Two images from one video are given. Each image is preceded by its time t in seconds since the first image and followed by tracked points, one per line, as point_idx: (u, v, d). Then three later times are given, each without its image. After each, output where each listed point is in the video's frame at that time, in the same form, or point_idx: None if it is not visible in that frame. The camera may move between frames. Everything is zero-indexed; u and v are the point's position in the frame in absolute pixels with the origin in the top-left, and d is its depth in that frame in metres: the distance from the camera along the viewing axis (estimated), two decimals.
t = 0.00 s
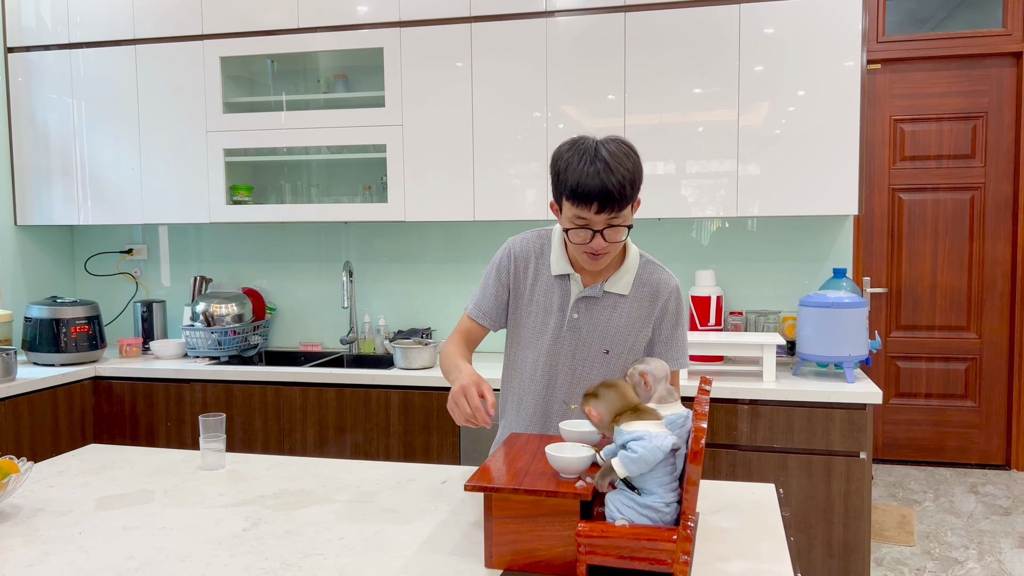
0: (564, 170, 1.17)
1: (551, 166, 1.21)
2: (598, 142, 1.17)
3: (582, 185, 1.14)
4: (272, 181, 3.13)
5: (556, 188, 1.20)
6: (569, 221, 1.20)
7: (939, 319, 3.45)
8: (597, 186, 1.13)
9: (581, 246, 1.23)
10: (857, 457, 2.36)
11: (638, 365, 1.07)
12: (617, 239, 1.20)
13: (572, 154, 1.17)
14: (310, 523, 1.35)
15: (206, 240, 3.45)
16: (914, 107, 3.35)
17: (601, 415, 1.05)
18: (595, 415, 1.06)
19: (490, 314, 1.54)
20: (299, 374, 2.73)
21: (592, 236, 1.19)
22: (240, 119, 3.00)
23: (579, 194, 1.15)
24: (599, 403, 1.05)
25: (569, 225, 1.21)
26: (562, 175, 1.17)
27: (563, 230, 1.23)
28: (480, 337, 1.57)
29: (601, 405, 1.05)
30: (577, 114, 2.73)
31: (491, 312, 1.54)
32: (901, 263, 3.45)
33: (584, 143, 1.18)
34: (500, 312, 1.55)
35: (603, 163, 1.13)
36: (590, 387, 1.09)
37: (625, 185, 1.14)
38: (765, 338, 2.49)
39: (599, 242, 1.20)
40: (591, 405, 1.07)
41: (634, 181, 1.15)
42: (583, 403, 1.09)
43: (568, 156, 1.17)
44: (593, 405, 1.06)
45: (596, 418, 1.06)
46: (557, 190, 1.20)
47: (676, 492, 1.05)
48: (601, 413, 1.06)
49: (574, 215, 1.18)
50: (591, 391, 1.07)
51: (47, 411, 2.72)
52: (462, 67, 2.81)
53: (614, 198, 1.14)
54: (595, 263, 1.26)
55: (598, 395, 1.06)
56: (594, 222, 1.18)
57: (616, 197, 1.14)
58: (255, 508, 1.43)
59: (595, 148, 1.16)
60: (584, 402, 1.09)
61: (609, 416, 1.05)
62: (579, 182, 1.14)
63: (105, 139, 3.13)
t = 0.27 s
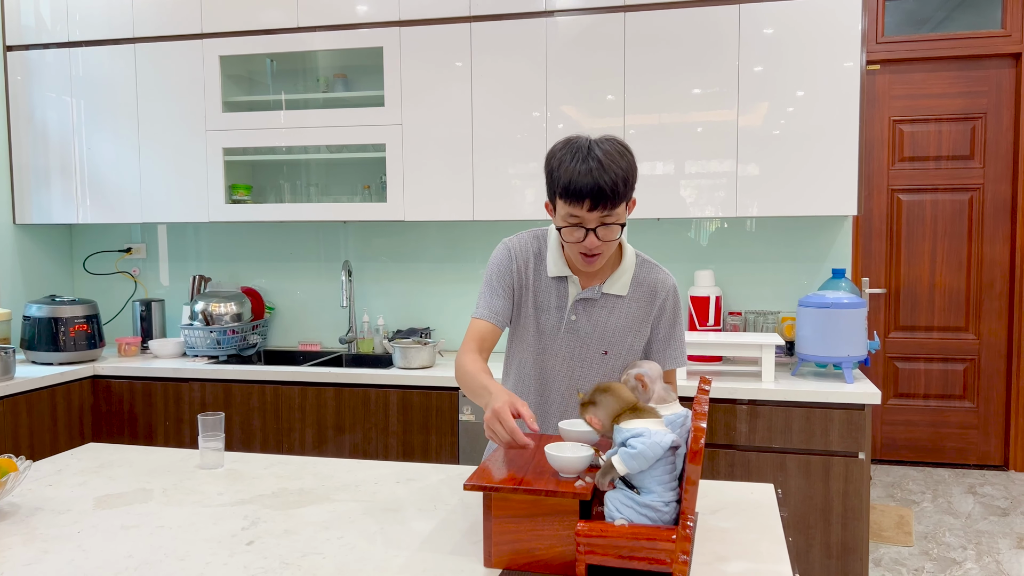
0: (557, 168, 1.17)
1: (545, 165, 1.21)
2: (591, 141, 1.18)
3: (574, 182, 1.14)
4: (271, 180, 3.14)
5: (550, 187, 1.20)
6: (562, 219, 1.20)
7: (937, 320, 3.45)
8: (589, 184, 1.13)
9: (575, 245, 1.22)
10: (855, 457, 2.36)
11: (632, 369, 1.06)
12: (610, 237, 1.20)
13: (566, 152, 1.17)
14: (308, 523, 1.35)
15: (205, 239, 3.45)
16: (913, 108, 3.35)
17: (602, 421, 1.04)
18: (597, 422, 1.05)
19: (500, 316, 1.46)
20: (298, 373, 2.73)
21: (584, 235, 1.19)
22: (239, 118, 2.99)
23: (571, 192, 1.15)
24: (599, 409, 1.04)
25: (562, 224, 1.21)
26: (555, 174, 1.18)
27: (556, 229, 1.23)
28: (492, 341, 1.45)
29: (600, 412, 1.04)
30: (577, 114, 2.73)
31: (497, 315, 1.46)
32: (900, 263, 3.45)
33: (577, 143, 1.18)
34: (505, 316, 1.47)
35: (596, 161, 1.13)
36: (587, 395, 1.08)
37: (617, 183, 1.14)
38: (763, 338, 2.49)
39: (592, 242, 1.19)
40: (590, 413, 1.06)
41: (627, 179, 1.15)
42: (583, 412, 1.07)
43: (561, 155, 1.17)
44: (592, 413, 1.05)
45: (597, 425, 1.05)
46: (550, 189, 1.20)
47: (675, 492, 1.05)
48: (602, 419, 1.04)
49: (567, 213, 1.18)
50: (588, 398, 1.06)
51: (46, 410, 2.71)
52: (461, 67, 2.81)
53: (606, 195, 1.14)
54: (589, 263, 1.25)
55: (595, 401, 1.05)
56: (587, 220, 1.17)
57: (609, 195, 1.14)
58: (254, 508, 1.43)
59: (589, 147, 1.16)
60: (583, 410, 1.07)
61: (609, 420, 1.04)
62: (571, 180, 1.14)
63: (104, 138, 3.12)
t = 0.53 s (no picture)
0: (556, 172, 1.17)
1: (545, 170, 1.21)
2: (591, 146, 1.18)
3: (573, 186, 1.14)
4: (270, 180, 3.13)
5: (549, 191, 1.20)
6: (562, 224, 1.19)
7: (936, 321, 3.46)
8: (589, 188, 1.13)
9: (574, 249, 1.21)
10: (854, 458, 2.36)
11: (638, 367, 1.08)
12: (610, 242, 1.19)
13: (566, 157, 1.17)
14: (308, 522, 1.35)
15: (204, 238, 3.44)
16: (912, 109, 3.36)
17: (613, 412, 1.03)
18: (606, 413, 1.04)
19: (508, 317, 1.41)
20: (297, 373, 2.72)
21: (585, 239, 1.18)
22: (239, 118, 2.99)
23: (570, 196, 1.14)
24: (610, 400, 1.04)
25: (561, 228, 1.20)
26: (554, 178, 1.18)
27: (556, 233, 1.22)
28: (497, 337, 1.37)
29: (611, 403, 1.03)
30: (576, 115, 2.73)
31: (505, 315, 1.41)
32: (899, 264, 3.46)
33: (577, 147, 1.19)
34: (511, 317, 1.43)
35: (595, 165, 1.14)
36: (596, 387, 1.07)
37: (617, 187, 1.14)
38: (762, 339, 2.49)
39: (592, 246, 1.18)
40: (602, 403, 1.05)
41: (627, 183, 1.15)
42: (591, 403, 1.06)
43: (560, 159, 1.18)
44: (603, 404, 1.04)
45: (608, 416, 1.04)
46: (549, 194, 1.20)
47: (674, 492, 1.05)
48: (612, 411, 1.04)
49: (566, 218, 1.17)
50: (598, 389, 1.05)
51: (44, 409, 2.71)
52: (461, 67, 2.81)
53: (606, 199, 1.14)
54: (589, 267, 1.25)
55: (607, 393, 1.04)
56: (586, 224, 1.17)
57: (609, 199, 1.14)
58: (253, 507, 1.43)
59: (589, 151, 1.17)
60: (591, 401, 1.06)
61: (619, 413, 1.03)
62: (571, 184, 1.14)
63: (103, 137, 3.12)
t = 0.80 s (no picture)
0: (556, 177, 1.17)
1: (544, 174, 1.21)
2: (591, 149, 1.18)
3: (573, 191, 1.14)
4: (270, 180, 3.13)
5: (549, 196, 1.20)
6: (563, 229, 1.20)
7: (935, 323, 3.46)
8: (589, 193, 1.13)
9: (576, 254, 1.22)
10: (852, 460, 2.36)
11: (635, 369, 1.09)
12: (611, 246, 1.20)
13: (565, 161, 1.17)
14: (307, 523, 1.35)
15: (203, 238, 3.44)
16: (911, 111, 3.36)
17: (612, 415, 1.05)
18: (606, 415, 1.05)
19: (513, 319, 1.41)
20: (296, 373, 2.72)
21: (586, 244, 1.19)
22: (238, 118, 2.99)
23: (571, 201, 1.15)
24: (609, 403, 1.05)
25: (562, 233, 1.21)
26: (555, 182, 1.17)
27: (557, 238, 1.23)
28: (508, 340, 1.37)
29: (611, 406, 1.05)
30: (576, 116, 2.74)
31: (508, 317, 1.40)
32: (898, 266, 3.46)
33: (576, 151, 1.18)
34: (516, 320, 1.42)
35: (595, 170, 1.14)
36: (597, 389, 1.08)
37: (618, 191, 1.14)
38: (761, 341, 2.49)
39: (593, 251, 1.19)
40: (602, 406, 1.06)
41: (627, 187, 1.15)
42: (591, 405, 1.08)
43: (560, 163, 1.18)
44: (603, 406, 1.06)
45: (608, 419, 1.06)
46: (549, 198, 1.20)
47: (673, 494, 1.05)
48: (611, 413, 1.05)
49: (568, 223, 1.18)
50: (598, 392, 1.06)
51: (43, 409, 2.71)
52: (461, 68, 2.81)
53: (606, 203, 1.14)
54: (591, 272, 1.25)
55: (607, 395, 1.05)
56: (587, 229, 1.18)
57: (610, 203, 1.14)
58: (252, 507, 1.43)
59: (588, 155, 1.17)
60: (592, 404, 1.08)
61: (618, 415, 1.04)
62: (571, 190, 1.14)
63: (102, 136, 3.12)
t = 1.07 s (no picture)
0: (556, 179, 1.17)
1: (545, 176, 1.21)
2: (591, 152, 1.18)
3: (573, 194, 1.14)
4: (269, 180, 3.13)
5: (550, 198, 1.20)
6: (564, 232, 1.20)
7: (933, 325, 3.46)
8: (589, 196, 1.13)
9: (577, 257, 1.22)
10: (850, 461, 2.36)
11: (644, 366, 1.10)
12: (611, 249, 1.20)
13: (566, 164, 1.17)
14: (305, 523, 1.35)
15: (202, 239, 3.44)
16: (910, 113, 3.37)
17: (633, 404, 1.03)
18: (627, 403, 1.03)
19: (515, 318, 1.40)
20: (294, 373, 2.72)
21: (587, 246, 1.19)
22: (237, 118, 2.99)
23: (571, 203, 1.15)
24: (633, 392, 1.04)
25: (563, 235, 1.21)
26: (556, 185, 1.17)
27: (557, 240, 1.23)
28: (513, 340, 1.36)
29: (635, 395, 1.03)
30: (575, 116, 2.74)
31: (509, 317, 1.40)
32: (896, 267, 3.47)
33: (577, 153, 1.18)
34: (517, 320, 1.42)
35: (596, 172, 1.14)
36: (616, 378, 1.06)
37: (618, 194, 1.14)
38: (760, 342, 2.49)
39: (593, 254, 1.19)
40: (621, 394, 1.04)
41: (628, 190, 1.15)
42: (611, 390, 1.05)
43: (561, 166, 1.18)
44: (626, 394, 1.04)
45: (627, 407, 1.04)
46: (550, 201, 1.20)
47: (672, 494, 1.05)
48: (632, 402, 1.03)
49: (569, 225, 1.18)
50: (622, 378, 1.05)
51: (41, 409, 2.71)
52: (460, 68, 2.81)
53: (607, 206, 1.14)
54: (592, 275, 1.25)
55: (632, 384, 1.04)
56: (588, 232, 1.18)
57: (610, 205, 1.14)
58: (250, 508, 1.43)
59: (589, 157, 1.17)
60: (612, 389, 1.05)
61: (639, 405, 1.03)
62: (572, 192, 1.14)
63: (101, 136, 3.12)
